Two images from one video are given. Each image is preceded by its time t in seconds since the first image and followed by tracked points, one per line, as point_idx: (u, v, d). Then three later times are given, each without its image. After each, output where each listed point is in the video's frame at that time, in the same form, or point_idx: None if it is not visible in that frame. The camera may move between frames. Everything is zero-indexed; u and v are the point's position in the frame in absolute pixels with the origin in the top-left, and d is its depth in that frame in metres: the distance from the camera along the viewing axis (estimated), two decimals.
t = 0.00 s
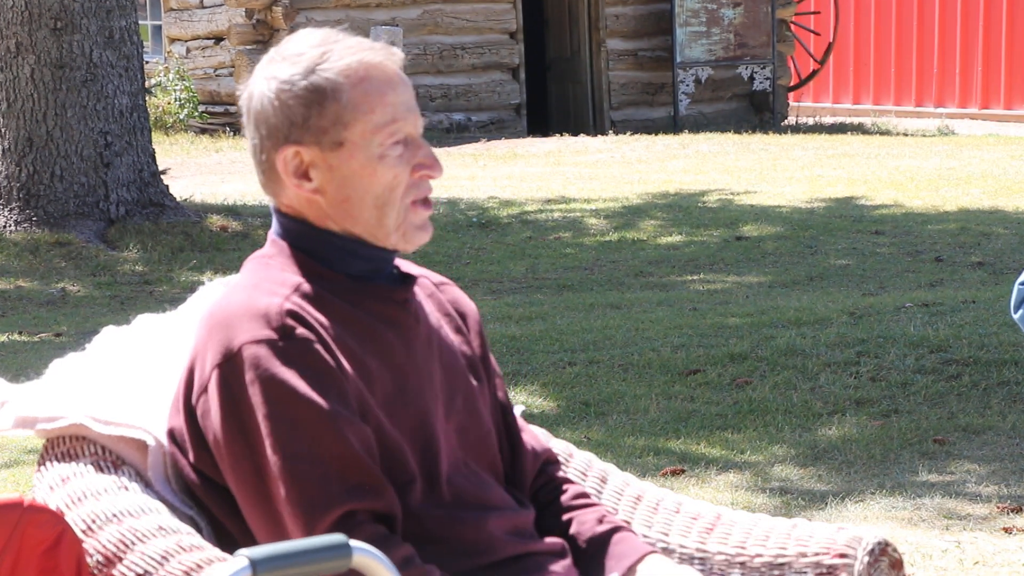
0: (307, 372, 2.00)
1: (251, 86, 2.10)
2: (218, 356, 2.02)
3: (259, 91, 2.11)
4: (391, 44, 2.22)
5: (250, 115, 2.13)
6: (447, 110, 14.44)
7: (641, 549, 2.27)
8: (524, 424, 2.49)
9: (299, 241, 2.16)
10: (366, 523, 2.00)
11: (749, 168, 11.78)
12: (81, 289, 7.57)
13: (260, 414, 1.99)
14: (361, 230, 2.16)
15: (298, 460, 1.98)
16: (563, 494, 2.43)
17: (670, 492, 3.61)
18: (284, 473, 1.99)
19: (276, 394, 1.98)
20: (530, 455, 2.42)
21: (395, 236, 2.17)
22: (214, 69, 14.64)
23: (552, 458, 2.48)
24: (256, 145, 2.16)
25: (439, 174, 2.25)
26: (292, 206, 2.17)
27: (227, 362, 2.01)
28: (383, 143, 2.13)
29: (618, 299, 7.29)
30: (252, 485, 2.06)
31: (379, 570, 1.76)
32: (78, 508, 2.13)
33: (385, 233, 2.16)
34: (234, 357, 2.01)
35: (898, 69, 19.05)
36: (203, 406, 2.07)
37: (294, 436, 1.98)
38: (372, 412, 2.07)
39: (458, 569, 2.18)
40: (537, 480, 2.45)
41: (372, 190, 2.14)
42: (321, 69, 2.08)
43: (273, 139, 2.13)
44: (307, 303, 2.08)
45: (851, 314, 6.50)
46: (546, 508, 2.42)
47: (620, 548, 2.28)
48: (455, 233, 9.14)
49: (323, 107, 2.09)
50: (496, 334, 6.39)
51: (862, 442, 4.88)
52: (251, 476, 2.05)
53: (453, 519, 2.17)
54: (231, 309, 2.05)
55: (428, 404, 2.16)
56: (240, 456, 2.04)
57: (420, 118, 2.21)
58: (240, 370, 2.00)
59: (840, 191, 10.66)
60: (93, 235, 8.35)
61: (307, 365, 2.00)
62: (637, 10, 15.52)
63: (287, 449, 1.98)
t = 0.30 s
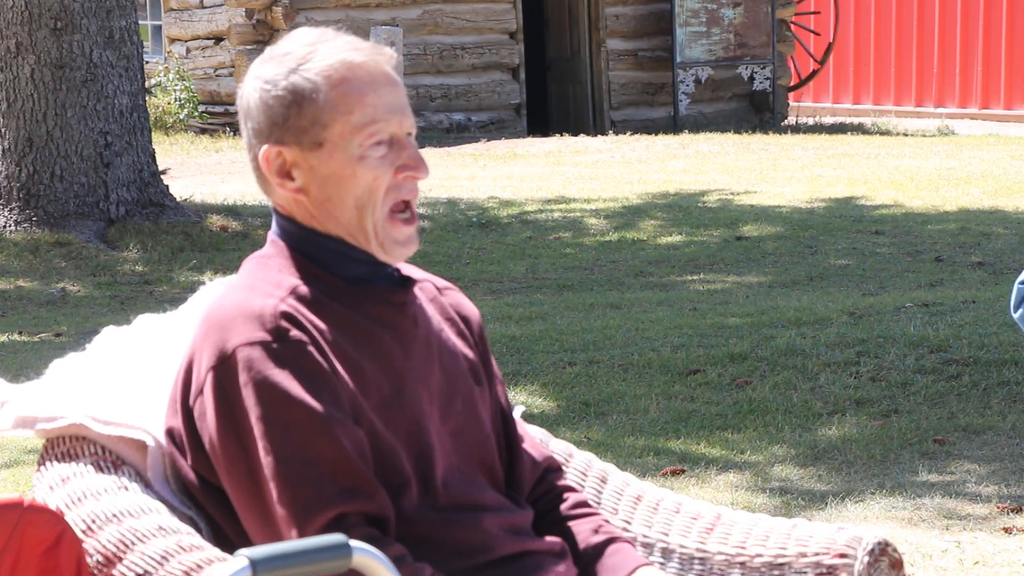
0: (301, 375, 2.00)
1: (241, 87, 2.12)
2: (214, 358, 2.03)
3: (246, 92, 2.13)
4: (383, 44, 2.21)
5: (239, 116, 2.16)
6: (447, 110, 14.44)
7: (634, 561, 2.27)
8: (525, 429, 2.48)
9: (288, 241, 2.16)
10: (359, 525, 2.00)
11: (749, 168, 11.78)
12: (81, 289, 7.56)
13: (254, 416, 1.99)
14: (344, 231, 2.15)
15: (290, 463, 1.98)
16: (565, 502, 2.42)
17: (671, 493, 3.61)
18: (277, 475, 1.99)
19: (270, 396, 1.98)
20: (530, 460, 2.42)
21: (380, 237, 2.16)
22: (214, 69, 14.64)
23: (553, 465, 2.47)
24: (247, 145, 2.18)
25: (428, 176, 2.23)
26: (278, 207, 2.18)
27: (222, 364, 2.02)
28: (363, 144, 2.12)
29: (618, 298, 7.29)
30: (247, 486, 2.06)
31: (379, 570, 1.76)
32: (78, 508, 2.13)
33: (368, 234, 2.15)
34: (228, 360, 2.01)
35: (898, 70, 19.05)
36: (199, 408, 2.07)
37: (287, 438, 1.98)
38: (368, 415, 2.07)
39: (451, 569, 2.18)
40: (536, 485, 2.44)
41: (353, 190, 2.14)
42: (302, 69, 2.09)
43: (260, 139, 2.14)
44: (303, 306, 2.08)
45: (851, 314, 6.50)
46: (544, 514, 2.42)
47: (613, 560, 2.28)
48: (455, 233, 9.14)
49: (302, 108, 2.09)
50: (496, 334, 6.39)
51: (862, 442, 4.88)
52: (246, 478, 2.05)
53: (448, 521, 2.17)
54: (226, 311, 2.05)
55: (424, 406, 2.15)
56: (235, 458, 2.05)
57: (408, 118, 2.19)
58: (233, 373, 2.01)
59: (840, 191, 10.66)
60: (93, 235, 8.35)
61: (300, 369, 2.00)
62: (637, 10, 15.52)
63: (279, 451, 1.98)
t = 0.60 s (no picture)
0: (300, 376, 2.00)
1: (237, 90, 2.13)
2: (216, 359, 2.03)
3: (242, 95, 2.15)
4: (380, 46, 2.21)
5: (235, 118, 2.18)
6: (447, 110, 14.44)
7: (647, 553, 2.26)
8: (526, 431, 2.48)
9: (286, 241, 2.17)
10: (358, 526, 2.00)
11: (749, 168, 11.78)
12: (81, 289, 7.56)
13: (254, 416, 1.99)
14: (336, 231, 2.15)
15: (290, 464, 1.98)
16: (567, 502, 2.41)
17: (671, 493, 3.61)
18: (276, 475, 1.99)
19: (269, 397, 1.98)
20: (531, 462, 2.42)
21: (372, 239, 2.15)
22: (214, 69, 14.64)
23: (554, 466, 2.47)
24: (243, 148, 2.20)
25: (423, 177, 2.22)
26: (273, 209, 2.19)
27: (222, 365, 2.02)
28: (352, 145, 2.12)
29: (618, 298, 7.29)
30: (247, 487, 2.06)
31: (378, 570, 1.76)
32: (78, 508, 2.13)
33: (360, 235, 2.15)
34: (229, 360, 2.01)
35: (898, 70, 19.05)
36: (198, 408, 2.07)
37: (287, 439, 1.98)
38: (367, 417, 2.07)
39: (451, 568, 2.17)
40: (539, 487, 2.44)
41: (343, 191, 2.14)
42: (294, 71, 2.09)
43: (255, 140, 2.16)
44: (303, 307, 2.07)
45: (851, 314, 6.50)
46: (546, 515, 2.41)
47: (623, 553, 2.27)
48: (455, 233, 9.13)
49: (292, 110, 2.10)
50: (496, 334, 6.39)
51: (863, 442, 4.88)
52: (246, 477, 2.05)
53: (447, 522, 2.17)
54: (226, 311, 2.05)
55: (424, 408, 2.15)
56: (236, 457, 2.05)
57: (401, 119, 2.18)
58: (235, 374, 2.01)
59: (840, 191, 10.66)
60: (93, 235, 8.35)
61: (301, 370, 2.00)
62: (637, 10, 15.51)
63: (279, 452, 1.98)
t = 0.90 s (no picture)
0: (299, 375, 2.00)
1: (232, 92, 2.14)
2: (215, 359, 2.02)
3: (235, 96, 2.15)
4: (371, 43, 2.21)
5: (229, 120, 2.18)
6: (447, 110, 14.44)
7: (646, 556, 2.26)
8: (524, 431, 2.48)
9: (284, 241, 2.17)
10: (359, 525, 2.00)
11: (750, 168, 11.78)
12: (81, 289, 7.56)
13: (255, 417, 1.99)
14: (330, 229, 2.15)
15: (290, 464, 1.98)
16: (567, 502, 2.41)
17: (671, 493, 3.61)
18: (276, 475, 1.99)
19: (268, 398, 1.98)
20: (529, 462, 2.42)
21: (367, 236, 2.15)
22: (213, 69, 14.64)
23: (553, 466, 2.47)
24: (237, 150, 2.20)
25: (417, 173, 2.22)
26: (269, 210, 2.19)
27: (221, 365, 2.02)
28: (344, 142, 2.12)
29: (618, 298, 7.29)
30: (247, 486, 2.06)
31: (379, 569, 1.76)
32: (78, 509, 2.13)
33: (355, 233, 2.15)
34: (228, 361, 2.01)
35: (898, 70, 19.05)
36: (197, 409, 2.07)
37: (286, 439, 1.98)
38: (366, 416, 2.07)
39: (451, 568, 2.17)
40: (539, 486, 2.44)
41: (337, 190, 2.14)
42: (286, 71, 2.10)
43: (250, 141, 2.16)
44: (301, 306, 2.07)
45: (851, 314, 6.50)
46: (546, 516, 2.41)
47: (622, 557, 2.27)
48: (455, 233, 9.13)
49: (285, 108, 2.10)
50: (496, 334, 6.39)
51: (862, 442, 4.88)
52: (245, 477, 2.05)
53: (447, 520, 2.17)
54: (225, 311, 2.05)
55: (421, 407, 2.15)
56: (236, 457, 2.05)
57: (394, 116, 2.18)
58: (234, 375, 2.01)
59: (840, 191, 10.66)
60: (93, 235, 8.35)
61: (300, 370, 2.00)
62: (637, 10, 15.51)
63: (279, 451, 1.98)
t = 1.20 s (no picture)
0: (301, 373, 2.00)
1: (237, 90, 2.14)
2: (219, 355, 2.02)
3: (240, 96, 2.15)
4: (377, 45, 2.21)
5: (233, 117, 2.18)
6: (447, 110, 14.45)
7: (648, 557, 2.26)
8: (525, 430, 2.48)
9: (287, 240, 2.17)
10: (362, 522, 2.00)
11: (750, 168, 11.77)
12: (81, 289, 7.56)
13: (257, 414, 1.98)
14: (333, 229, 2.15)
15: (293, 461, 1.98)
16: (569, 502, 2.41)
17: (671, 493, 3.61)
18: (279, 473, 1.99)
19: (270, 394, 1.98)
20: (530, 460, 2.42)
21: (370, 236, 2.15)
22: (214, 69, 14.64)
23: (555, 466, 2.47)
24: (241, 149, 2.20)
25: (421, 174, 2.21)
26: (273, 209, 2.19)
27: (223, 362, 2.02)
28: (349, 143, 2.12)
29: (618, 298, 7.29)
30: (249, 484, 2.06)
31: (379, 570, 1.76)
32: (78, 509, 2.13)
33: (358, 232, 2.15)
34: (230, 357, 2.01)
35: (898, 69, 19.05)
36: (198, 406, 2.08)
37: (289, 436, 1.98)
38: (369, 413, 2.07)
39: (452, 567, 2.17)
40: (541, 484, 2.44)
41: (340, 189, 2.14)
42: (291, 70, 2.10)
43: (254, 138, 2.16)
44: (304, 304, 2.07)
45: (851, 314, 6.50)
46: (548, 516, 2.41)
47: (626, 556, 2.27)
48: (455, 233, 9.13)
49: (290, 107, 2.10)
50: (496, 334, 6.39)
51: (862, 442, 4.88)
52: (247, 475, 2.05)
53: (450, 516, 2.17)
54: (227, 309, 2.05)
55: (423, 404, 2.15)
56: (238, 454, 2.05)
57: (399, 117, 2.17)
58: (237, 372, 2.01)
59: (840, 191, 10.65)
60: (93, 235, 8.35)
61: (304, 367, 2.00)
62: (637, 10, 15.51)
63: (282, 449, 1.98)
